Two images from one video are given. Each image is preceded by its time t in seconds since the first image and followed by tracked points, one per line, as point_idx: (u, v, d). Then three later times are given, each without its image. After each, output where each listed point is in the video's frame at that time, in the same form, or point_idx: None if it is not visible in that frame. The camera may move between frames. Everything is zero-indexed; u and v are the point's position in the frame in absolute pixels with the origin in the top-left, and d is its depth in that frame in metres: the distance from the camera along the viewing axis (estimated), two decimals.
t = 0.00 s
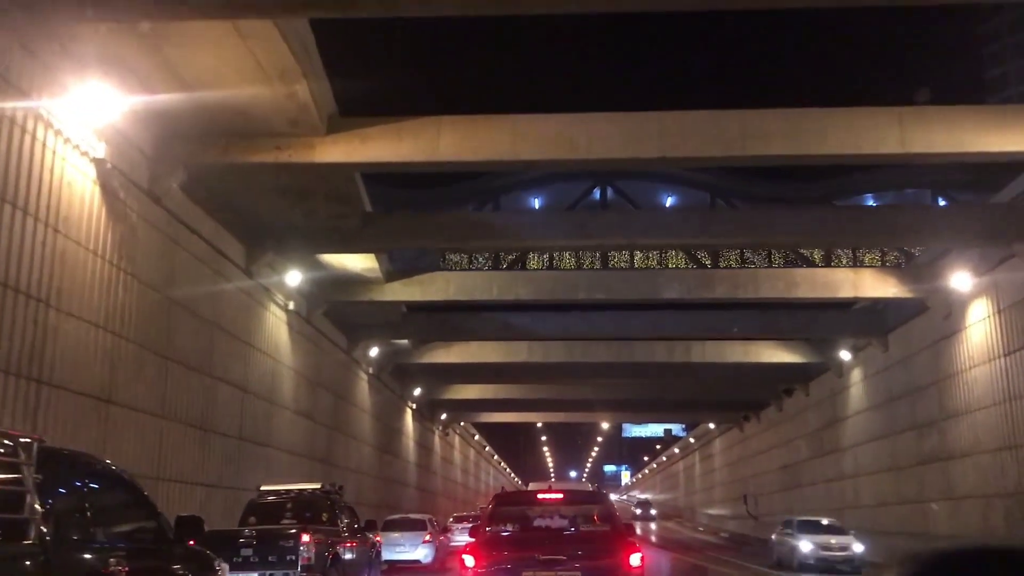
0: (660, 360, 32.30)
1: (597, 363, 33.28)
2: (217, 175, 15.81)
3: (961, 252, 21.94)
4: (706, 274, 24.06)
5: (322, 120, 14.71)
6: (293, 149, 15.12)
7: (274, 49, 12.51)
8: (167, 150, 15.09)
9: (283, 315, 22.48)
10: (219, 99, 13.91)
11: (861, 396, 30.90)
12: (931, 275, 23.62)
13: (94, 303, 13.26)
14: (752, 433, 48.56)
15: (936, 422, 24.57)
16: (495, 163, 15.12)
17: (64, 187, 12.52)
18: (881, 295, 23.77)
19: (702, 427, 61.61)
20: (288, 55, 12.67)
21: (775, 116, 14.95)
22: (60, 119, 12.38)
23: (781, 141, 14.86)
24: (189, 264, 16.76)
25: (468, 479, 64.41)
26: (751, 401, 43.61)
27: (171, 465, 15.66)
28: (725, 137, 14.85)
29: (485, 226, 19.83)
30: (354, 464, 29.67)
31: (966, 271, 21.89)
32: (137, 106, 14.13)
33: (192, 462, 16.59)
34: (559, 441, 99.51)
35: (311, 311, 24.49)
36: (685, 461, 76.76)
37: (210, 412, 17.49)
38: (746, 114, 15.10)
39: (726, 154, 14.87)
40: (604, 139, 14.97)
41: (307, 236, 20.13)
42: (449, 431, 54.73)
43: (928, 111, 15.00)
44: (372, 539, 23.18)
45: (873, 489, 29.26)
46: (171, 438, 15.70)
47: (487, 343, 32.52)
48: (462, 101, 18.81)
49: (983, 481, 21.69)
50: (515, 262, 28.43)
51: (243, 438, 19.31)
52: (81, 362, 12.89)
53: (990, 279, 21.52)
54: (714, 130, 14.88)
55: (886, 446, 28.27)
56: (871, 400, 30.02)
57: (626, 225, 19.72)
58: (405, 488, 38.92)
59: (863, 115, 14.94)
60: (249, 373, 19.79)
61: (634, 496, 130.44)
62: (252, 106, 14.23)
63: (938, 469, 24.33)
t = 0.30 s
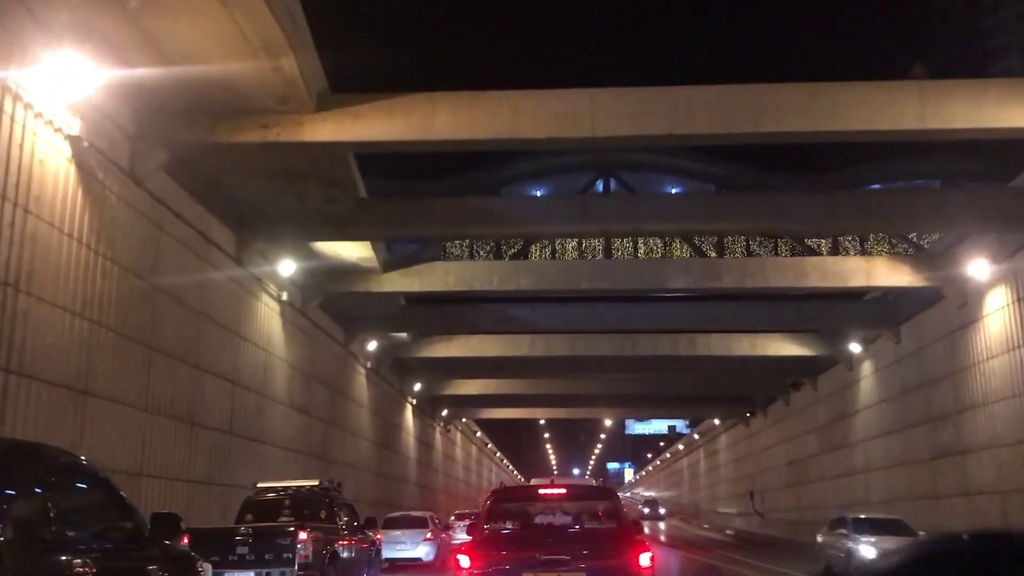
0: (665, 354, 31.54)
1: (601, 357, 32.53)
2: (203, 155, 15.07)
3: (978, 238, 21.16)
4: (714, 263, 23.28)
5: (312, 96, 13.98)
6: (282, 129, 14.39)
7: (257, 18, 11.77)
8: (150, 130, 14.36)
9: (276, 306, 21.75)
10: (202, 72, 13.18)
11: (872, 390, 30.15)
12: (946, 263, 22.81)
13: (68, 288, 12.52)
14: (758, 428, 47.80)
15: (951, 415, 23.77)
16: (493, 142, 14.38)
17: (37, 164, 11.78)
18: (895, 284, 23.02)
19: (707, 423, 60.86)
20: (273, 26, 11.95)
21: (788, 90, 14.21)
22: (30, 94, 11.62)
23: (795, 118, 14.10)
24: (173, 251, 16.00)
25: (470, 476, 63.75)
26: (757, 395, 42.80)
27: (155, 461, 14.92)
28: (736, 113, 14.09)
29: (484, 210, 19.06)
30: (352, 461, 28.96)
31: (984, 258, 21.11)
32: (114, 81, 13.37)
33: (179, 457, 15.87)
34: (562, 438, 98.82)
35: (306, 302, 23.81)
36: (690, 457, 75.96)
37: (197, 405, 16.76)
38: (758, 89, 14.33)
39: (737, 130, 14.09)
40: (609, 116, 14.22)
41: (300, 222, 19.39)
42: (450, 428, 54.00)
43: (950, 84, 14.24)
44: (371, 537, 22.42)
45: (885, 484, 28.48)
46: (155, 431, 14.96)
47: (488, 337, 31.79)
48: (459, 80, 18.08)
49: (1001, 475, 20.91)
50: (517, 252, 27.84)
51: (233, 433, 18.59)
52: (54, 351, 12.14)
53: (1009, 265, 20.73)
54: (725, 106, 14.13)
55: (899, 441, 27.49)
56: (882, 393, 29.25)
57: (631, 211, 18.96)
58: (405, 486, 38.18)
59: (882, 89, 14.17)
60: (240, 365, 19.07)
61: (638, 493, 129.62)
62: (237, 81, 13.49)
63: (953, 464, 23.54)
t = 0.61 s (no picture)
0: (672, 344, 30.83)
1: (606, 348, 31.83)
2: (190, 131, 14.39)
3: (998, 222, 20.39)
4: (724, 249, 22.54)
5: (303, 68, 13.28)
6: (274, 103, 13.69)
7: None
8: (133, 104, 13.68)
9: (271, 293, 21.07)
10: (186, 40, 12.50)
11: (884, 381, 29.42)
12: (965, 248, 22.03)
13: (45, 268, 11.84)
14: (766, 421, 47.08)
15: (968, 405, 23.02)
16: (495, 116, 13.66)
17: (8, 136, 11.09)
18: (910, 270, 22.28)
19: (714, 417, 60.14)
20: None
21: (805, 61, 13.47)
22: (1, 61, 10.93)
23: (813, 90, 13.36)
24: (162, 233, 15.33)
25: (473, 470, 63.15)
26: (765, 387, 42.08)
27: (140, 452, 14.28)
28: (750, 86, 13.37)
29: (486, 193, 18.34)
30: (351, 453, 28.32)
31: (1005, 243, 20.33)
32: (95, 51, 12.67)
33: (167, 447, 15.23)
34: (566, 432, 98.19)
35: (303, 288, 23.26)
36: (696, 451, 75.30)
37: (187, 394, 16.10)
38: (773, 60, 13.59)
39: (751, 104, 13.36)
40: (616, 88, 13.50)
41: (295, 205, 18.71)
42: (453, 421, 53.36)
43: (977, 53, 13.47)
44: (372, 531, 21.74)
45: (899, 477, 27.75)
46: (140, 420, 14.30)
47: (491, 327, 31.11)
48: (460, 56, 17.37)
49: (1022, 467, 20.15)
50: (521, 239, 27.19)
51: (226, 423, 17.93)
52: (29, 334, 11.45)
53: None
54: (738, 78, 13.40)
55: (913, 433, 26.77)
56: (895, 384, 28.51)
57: (638, 193, 18.23)
58: (407, 479, 37.55)
59: (905, 59, 13.42)
60: (232, 353, 18.40)
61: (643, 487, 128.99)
62: (224, 50, 12.80)
63: (971, 456, 22.79)
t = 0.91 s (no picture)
0: (684, 332, 30.12)
1: (616, 336, 31.14)
2: (181, 103, 13.75)
3: None
4: (739, 233, 21.79)
5: (298, 36, 12.62)
6: (270, 75, 13.03)
7: None
8: (121, 74, 13.04)
9: (272, 277, 20.46)
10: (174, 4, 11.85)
11: (902, 370, 28.66)
12: (990, 232, 21.25)
13: (27, 245, 11.24)
14: (779, 412, 46.34)
15: (992, 395, 22.24)
16: (501, 88, 12.98)
17: None
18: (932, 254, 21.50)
19: (726, 407, 59.43)
20: None
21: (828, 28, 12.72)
22: None
23: (836, 59, 12.62)
24: (155, 212, 14.71)
25: (482, 460, 62.60)
26: (779, 378, 41.32)
27: (131, 440, 13.71)
28: (770, 55, 12.64)
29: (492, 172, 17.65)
30: (356, 443, 27.74)
31: None
32: (81, 17, 12.05)
33: (161, 434, 14.65)
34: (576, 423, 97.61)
35: (305, 274, 22.65)
36: (707, 443, 74.61)
37: (182, 379, 15.51)
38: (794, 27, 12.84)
39: (770, 73, 12.63)
40: (628, 58, 12.79)
41: (295, 185, 18.07)
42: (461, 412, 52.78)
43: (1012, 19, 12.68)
44: (379, 522, 21.13)
45: (917, 469, 27.00)
46: (131, 405, 13.71)
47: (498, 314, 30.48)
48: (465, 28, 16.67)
49: None
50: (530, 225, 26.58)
51: (224, 410, 17.35)
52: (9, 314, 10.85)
53: None
54: (757, 46, 12.67)
55: (933, 424, 26.03)
56: (914, 372, 27.75)
57: (651, 172, 17.53)
58: (413, 469, 36.98)
59: (935, 26, 12.66)
60: (230, 338, 17.80)
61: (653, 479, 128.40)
62: (216, 15, 12.17)
63: (994, 447, 22.03)
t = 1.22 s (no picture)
0: (701, 321, 29.47)
1: (631, 325, 30.51)
2: (178, 78, 13.23)
3: None
4: (758, 218, 21.13)
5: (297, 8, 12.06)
6: (270, 49, 12.50)
7: None
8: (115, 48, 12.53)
9: (278, 264, 19.97)
10: None
11: (925, 360, 27.93)
12: (1018, 216, 20.49)
13: (17, 225, 10.77)
14: (796, 404, 45.60)
15: (1020, 384, 21.52)
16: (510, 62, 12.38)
17: None
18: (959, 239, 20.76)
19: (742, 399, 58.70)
20: None
21: None
22: None
23: (865, 29, 11.95)
24: (154, 194, 14.23)
25: (495, 453, 62.14)
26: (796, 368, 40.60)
27: (129, 430, 13.25)
28: (793, 25, 12.01)
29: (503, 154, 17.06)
30: (365, 434, 27.26)
31: None
32: None
33: (160, 424, 14.19)
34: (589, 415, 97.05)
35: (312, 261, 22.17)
36: (722, 435, 73.87)
37: (183, 366, 15.04)
38: None
39: (794, 44, 11.98)
40: (643, 29, 12.17)
41: (300, 169, 17.54)
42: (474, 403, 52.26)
43: None
44: (393, 514, 20.62)
45: (941, 461, 26.29)
46: (128, 393, 13.24)
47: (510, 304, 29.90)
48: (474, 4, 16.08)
49: None
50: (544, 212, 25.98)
51: (227, 399, 16.88)
52: None
53: None
54: (781, 15, 12.02)
55: (957, 415, 25.29)
56: (937, 362, 27.00)
57: (667, 153, 16.91)
58: (425, 461, 36.49)
59: None
60: (234, 325, 17.32)
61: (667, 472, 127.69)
62: None
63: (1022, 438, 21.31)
